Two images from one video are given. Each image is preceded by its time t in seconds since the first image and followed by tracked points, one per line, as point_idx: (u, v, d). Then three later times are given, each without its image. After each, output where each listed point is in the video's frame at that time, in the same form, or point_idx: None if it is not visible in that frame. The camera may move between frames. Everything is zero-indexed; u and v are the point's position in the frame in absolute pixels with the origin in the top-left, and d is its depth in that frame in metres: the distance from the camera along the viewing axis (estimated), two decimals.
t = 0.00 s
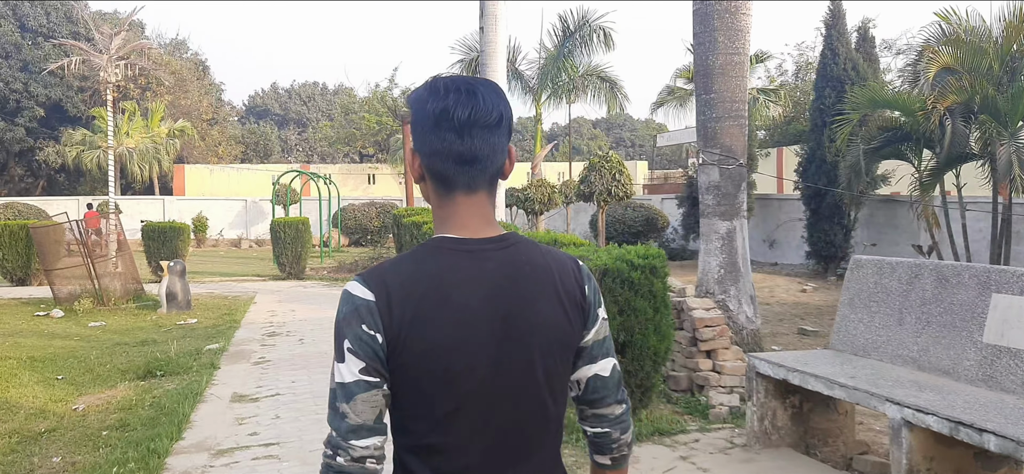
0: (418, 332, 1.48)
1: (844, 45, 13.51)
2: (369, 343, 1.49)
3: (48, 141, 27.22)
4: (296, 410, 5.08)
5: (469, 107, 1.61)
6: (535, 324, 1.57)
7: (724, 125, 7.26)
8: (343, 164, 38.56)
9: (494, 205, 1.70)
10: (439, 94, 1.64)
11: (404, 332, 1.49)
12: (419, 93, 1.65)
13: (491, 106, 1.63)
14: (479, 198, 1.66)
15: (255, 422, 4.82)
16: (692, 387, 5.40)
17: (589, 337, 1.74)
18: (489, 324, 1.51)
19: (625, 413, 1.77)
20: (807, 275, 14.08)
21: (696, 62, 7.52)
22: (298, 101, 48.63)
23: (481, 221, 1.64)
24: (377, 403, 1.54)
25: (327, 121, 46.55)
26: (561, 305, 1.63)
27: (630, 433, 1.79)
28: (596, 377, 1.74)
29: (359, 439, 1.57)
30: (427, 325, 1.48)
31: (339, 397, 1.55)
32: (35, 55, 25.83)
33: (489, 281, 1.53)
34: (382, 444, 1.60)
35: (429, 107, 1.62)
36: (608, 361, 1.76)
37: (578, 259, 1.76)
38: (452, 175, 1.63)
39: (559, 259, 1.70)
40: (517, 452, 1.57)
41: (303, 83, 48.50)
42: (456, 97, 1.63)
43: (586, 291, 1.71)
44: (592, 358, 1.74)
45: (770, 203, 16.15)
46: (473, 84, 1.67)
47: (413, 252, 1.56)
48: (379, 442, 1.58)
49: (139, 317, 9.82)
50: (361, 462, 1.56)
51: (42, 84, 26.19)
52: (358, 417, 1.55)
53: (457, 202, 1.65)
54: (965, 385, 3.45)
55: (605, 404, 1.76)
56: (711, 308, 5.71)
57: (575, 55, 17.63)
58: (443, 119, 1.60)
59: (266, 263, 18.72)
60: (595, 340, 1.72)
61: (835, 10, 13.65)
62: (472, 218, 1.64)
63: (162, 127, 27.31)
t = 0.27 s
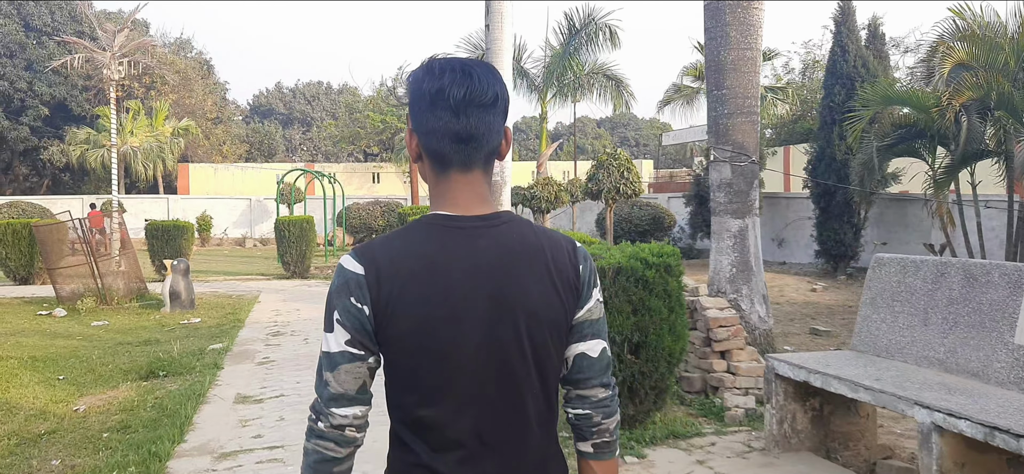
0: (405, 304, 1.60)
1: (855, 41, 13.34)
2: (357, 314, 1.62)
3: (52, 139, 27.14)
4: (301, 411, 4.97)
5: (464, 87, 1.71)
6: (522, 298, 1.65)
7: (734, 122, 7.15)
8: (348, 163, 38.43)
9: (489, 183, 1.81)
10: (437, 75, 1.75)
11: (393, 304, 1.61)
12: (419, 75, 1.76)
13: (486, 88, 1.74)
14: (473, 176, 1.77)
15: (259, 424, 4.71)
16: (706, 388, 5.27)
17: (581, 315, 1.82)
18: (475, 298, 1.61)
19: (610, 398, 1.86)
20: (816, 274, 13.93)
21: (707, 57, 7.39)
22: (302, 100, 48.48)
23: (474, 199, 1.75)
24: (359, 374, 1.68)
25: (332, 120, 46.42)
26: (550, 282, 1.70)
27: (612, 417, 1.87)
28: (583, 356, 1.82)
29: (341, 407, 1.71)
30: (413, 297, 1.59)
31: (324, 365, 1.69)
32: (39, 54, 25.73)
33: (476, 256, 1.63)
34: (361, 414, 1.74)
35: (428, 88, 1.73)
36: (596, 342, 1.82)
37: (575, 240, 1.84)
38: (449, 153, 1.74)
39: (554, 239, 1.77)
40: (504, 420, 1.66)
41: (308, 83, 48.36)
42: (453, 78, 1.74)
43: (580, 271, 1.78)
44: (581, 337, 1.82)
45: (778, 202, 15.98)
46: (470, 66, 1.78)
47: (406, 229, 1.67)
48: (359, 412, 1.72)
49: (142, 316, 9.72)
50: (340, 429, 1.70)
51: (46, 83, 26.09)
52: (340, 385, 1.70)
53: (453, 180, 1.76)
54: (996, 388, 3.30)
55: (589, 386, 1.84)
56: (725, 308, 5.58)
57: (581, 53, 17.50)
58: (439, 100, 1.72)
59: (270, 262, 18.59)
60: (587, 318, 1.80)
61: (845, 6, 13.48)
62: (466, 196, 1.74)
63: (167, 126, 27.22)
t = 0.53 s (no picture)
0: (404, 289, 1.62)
1: (861, 42, 13.24)
2: (358, 296, 1.66)
3: (55, 141, 27.12)
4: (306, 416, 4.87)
5: (475, 75, 1.69)
6: (522, 287, 1.62)
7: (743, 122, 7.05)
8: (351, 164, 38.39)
9: (502, 173, 1.77)
10: (450, 63, 1.73)
11: (391, 288, 1.64)
12: (432, 64, 1.76)
13: (498, 77, 1.71)
14: (485, 165, 1.74)
15: (263, 429, 4.61)
16: (719, 392, 5.17)
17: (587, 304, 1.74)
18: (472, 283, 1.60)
19: (614, 392, 1.76)
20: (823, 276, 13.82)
21: (716, 57, 7.29)
22: (305, 101, 48.49)
23: (483, 188, 1.72)
24: (355, 356, 1.72)
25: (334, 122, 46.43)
26: (553, 271, 1.66)
27: (617, 412, 1.76)
28: (585, 346, 1.73)
29: (336, 387, 1.75)
30: (408, 281, 1.62)
31: (322, 345, 1.73)
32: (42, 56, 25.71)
33: (475, 242, 1.62)
34: (359, 394, 1.78)
35: (441, 76, 1.72)
36: (599, 333, 1.72)
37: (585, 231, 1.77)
38: (460, 141, 1.72)
39: (563, 229, 1.71)
40: (503, 412, 1.63)
41: (310, 85, 48.41)
42: (466, 66, 1.72)
43: (586, 261, 1.72)
44: (583, 328, 1.72)
45: (784, 203, 15.88)
46: (485, 55, 1.75)
47: (410, 216, 1.69)
48: (356, 392, 1.76)
49: (145, 318, 9.64)
50: (334, 408, 1.75)
51: (49, 85, 26.08)
52: (337, 365, 1.74)
53: (463, 167, 1.73)
54: None
55: (590, 378, 1.74)
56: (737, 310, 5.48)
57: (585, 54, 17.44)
58: (451, 87, 1.70)
59: (273, 264, 18.52)
60: (591, 308, 1.71)
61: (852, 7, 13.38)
62: (474, 185, 1.71)
63: (169, 127, 27.16)
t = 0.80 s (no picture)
0: (418, 314, 1.57)
1: (873, 39, 13.08)
2: (371, 320, 1.61)
3: (59, 139, 27.06)
4: (310, 422, 4.75)
5: (494, 102, 1.67)
6: (536, 315, 1.58)
7: (758, 120, 6.94)
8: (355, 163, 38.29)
9: (516, 200, 1.74)
10: (469, 89, 1.70)
11: (406, 314, 1.59)
12: (451, 88, 1.73)
13: (517, 103, 1.69)
14: (502, 191, 1.70)
15: (266, 436, 4.49)
16: (733, 399, 5.04)
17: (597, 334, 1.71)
18: (487, 311, 1.56)
19: (621, 420, 1.73)
20: (832, 277, 13.67)
21: (729, 54, 7.17)
22: (309, 100, 48.41)
23: (499, 215, 1.68)
24: (368, 377, 1.67)
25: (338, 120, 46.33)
26: (566, 300, 1.62)
27: (625, 441, 1.74)
28: (595, 375, 1.69)
29: (349, 407, 1.70)
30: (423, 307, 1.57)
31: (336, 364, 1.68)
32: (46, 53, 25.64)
33: (490, 269, 1.58)
34: (372, 414, 1.72)
35: (459, 101, 1.69)
36: (609, 362, 1.70)
37: (596, 260, 1.74)
38: (477, 166, 1.68)
39: (575, 257, 1.68)
40: (512, 440, 1.59)
41: (314, 83, 48.32)
42: (484, 91, 1.69)
43: (598, 290, 1.68)
44: (594, 356, 1.69)
45: (793, 203, 15.73)
46: (502, 81, 1.72)
47: (424, 239, 1.65)
48: (368, 412, 1.71)
49: (147, 318, 9.54)
50: (348, 427, 1.69)
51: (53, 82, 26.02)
52: (349, 385, 1.68)
53: (480, 194, 1.70)
54: None
55: (600, 407, 1.71)
56: (752, 315, 5.35)
57: (591, 52, 17.30)
58: (470, 112, 1.67)
59: (278, 262, 18.40)
60: (602, 338, 1.69)
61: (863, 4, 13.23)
62: (491, 211, 1.68)
63: (173, 125, 27.07)
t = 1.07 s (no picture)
0: (437, 318, 1.62)
1: (879, 39, 12.98)
2: (394, 323, 1.66)
3: (61, 139, 27.01)
4: (313, 427, 4.67)
5: (509, 111, 1.72)
6: (549, 320, 1.64)
7: (766, 121, 6.84)
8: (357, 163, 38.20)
9: (531, 205, 1.79)
10: (485, 99, 1.75)
11: (424, 316, 1.63)
12: (467, 98, 1.77)
13: (531, 112, 1.74)
14: (516, 197, 1.75)
15: (268, 441, 4.41)
16: (744, 404, 4.92)
17: (607, 341, 1.77)
18: (503, 317, 1.62)
19: (632, 423, 1.79)
20: (839, 279, 13.57)
21: (737, 54, 7.08)
22: (312, 100, 48.33)
23: (514, 221, 1.73)
24: (394, 377, 1.72)
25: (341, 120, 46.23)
26: (577, 306, 1.69)
27: (636, 443, 1.79)
28: (606, 380, 1.77)
29: (375, 407, 1.75)
30: (441, 310, 1.61)
31: (361, 368, 1.73)
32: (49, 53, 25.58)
33: (506, 276, 1.64)
34: (396, 413, 1.77)
35: (475, 111, 1.74)
36: (619, 367, 1.77)
37: (607, 265, 1.79)
38: (493, 174, 1.73)
39: (586, 263, 1.74)
40: (523, 437, 1.65)
41: (317, 83, 48.25)
42: (499, 102, 1.74)
43: (608, 296, 1.74)
44: (604, 362, 1.76)
45: (798, 204, 15.61)
46: (516, 92, 1.78)
47: (442, 244, 1.70)
48: (394, 412, 1.76)
49: (149, 320, 9.47)
50: (376, 427, 1.74)
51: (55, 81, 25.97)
52: (375, 385, 1.74)
53: (495, 200, 1.75)
54: None
55: (610, 410, 1.78)
56: (762, 318, 5.26)
57: (595, 52, 17.21)
58: (486, 122, 1.72)
59: (280, 263, 18.32)
60: (612, 344, 1.75)
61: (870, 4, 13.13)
62: (506, 218, 1.73)
63: (176, 126, 27.01)
